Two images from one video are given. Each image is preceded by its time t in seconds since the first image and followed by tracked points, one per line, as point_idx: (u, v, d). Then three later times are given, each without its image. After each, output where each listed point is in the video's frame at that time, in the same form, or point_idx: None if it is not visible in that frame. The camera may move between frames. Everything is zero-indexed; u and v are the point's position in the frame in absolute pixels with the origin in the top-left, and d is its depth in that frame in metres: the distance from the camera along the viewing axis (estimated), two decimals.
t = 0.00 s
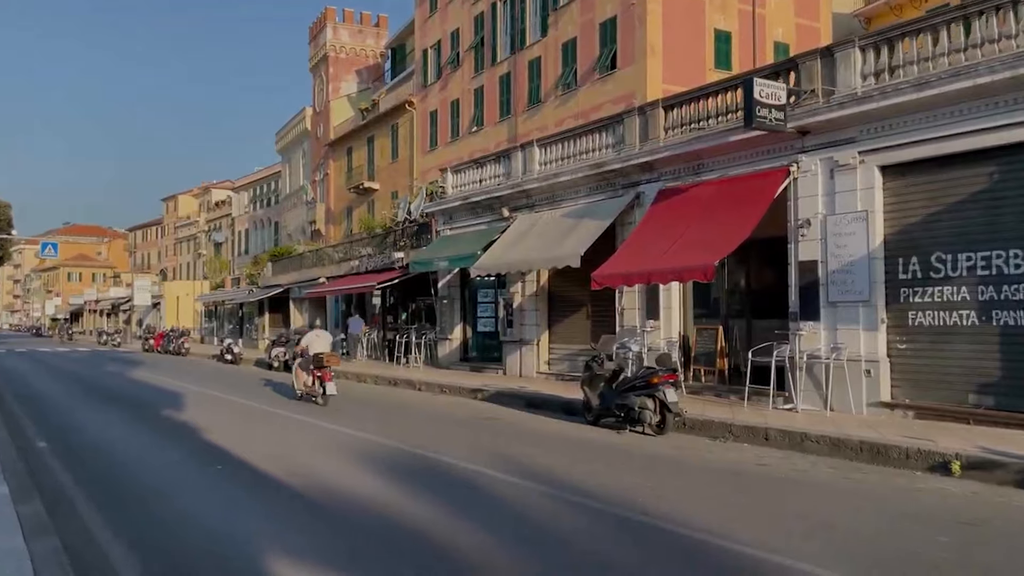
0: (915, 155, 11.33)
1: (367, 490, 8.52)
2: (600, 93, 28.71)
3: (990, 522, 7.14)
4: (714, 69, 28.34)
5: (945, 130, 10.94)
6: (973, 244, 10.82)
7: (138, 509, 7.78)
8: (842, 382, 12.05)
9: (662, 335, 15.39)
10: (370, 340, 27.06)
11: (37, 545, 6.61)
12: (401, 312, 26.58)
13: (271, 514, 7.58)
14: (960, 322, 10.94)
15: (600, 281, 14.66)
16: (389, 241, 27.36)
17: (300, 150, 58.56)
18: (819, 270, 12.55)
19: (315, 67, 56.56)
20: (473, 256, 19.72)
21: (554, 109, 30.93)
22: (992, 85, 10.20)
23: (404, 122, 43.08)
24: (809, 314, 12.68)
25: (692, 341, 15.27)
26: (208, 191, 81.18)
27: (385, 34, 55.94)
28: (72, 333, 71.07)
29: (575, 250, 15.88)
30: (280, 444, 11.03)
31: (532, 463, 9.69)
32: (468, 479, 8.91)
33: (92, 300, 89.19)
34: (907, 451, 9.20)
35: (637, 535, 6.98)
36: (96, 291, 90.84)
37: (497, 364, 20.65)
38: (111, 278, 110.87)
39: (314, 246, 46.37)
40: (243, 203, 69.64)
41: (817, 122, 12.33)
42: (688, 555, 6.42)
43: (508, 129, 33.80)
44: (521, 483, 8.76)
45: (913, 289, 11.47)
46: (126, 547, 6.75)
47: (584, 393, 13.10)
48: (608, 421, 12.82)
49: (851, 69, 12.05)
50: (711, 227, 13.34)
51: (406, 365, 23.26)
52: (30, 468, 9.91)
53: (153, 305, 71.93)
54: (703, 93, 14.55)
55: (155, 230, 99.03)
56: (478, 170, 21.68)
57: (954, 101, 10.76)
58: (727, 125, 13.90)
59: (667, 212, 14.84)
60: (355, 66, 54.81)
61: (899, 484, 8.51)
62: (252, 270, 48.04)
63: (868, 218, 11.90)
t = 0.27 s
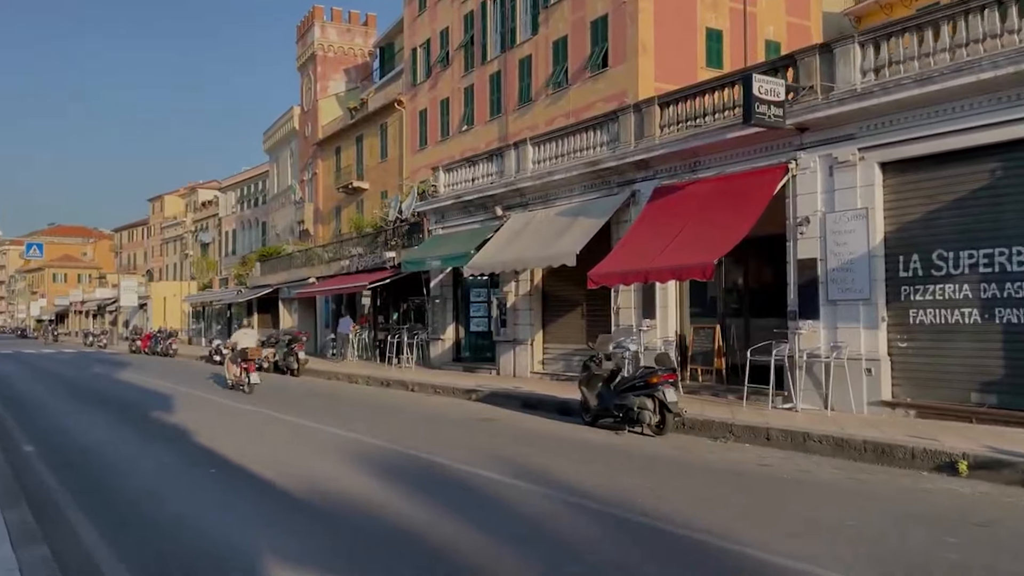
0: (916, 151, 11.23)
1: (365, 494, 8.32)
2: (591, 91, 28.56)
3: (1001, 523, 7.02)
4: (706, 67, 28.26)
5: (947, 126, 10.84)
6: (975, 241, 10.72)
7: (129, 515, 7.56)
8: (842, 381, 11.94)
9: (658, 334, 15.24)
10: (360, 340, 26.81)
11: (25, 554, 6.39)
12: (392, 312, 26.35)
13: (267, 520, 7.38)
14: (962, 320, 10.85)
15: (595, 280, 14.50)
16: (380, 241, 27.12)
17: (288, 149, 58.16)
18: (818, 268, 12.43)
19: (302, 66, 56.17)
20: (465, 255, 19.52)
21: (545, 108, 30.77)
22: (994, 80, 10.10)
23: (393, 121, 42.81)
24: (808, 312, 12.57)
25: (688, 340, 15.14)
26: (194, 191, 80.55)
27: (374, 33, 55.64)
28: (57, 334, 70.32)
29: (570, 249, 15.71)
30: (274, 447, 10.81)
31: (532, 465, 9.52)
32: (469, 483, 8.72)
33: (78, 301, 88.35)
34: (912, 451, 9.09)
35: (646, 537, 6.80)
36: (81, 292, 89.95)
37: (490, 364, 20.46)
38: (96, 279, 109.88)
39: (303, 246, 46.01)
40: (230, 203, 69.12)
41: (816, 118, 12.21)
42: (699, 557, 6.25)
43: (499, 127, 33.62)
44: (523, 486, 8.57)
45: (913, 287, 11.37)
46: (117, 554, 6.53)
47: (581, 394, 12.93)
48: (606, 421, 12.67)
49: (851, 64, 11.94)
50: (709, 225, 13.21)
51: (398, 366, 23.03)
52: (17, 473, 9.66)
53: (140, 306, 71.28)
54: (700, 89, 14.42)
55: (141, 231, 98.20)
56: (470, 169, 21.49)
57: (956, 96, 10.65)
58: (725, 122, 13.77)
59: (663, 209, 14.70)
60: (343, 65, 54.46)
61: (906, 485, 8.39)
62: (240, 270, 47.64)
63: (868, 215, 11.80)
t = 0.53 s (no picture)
0: (921, 149, 11.08)
1: (366, 500, 8.10)
2: (586, 92, 28.40)
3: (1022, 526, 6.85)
4: (701, 68, 28.14)
5: (953, 123, 10.70)
6: (983, 239, 10.58)
7: (123, 525, 7.31)
8: (848, 382, 11.78)
9: (658, 335, 15.02)
10: (355, 344, 26.54)
11: (14, 566, 6.14)
12: (387, 315, 26.10)
13: (266, 528, 7.15)
14: (970, 319, 10.70)
15: (595, 281, 14.31)
16: (374, 243, 26.87)
17: (279, 153, 57.84)
18: (822, 268, 12.27)
19: (294, 69, 55.87)
20: (462, 257, 19.30)
21: (539, 109, 30.60)
22: (1002, 75, 9.96)
23: (386, 124, 42.56)
24: (812, 312, 12.41)
25: (689, 342, 14.94)
26: (185, 195, 80.02)
27: (365, 36, 55.40)
28: (47, 340, 69.68)
29: (569, 249, 15.52)
30: (270, 453, 10.56)
31: (536, 470, 9.30)
32: (472, 488, 8.50)
33: (67, 307, 87.63)
34: (923, 452, 8.93)
35: (658, 543, 6.60)
36: (71, 298, 89.19)
37: (487, 367, 20.24)
38: (86, 285, 109.07)
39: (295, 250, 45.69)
40: (221, 207, 68.67)
41: (819, 116, 12.06)
42: (716, 562, 6.04)
43: (493, 129, 33.43)
44: (528, 492, 8.36)
45: (920, 286, 11.21)
46: (111, 565, 6.29)
47: (583, 396, 12.73)
48: (608, 424, 12.47)
49: (854, 61, 11.79)
50: (710, 225, 13.04)
51: (393, 369, 22.78)
52: (6, 481, 9.40)
53: (130, 311, 70.71)
54: (700, 88, 14.26)
55: (131, 236, 97.54)
56: (465, 170, 21.28)
57: (962, 92, 10.51)
58: (725, 120, 13.61)
59: (663, 210, 14.53)
60: (335, 68, 54.20)
61: (920, 487, 8.22)
62: (232, 274, 47.29)
63: (873, 214, 11.64)
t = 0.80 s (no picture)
0: (933, 156, 10.91)
1: (372, 519, 7.84)
2: (585, 102, 28.27)
3: None
4: (700, 77, 28.05)
5: (965, 130, 10.53)
6: (996, 248, 10.39)
7: (121, 547, 7.06)
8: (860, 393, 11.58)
9: (664, 346, 14.74)
10: (354, 356, 26.28)
11: None
12: (386, 327, 25.85)
13: (269, 549, 6.90)
14: (984, 329, 10.49)
15: (600, 292, 14.12)
16: (372, 255, 26.64)
17: (276, 164, 57.64)
18: (832, 277, 12.08)
19: (290, 81, 55.77)
20: (462, 268, 19.08)
21: (538, 119, 30.46)
22: (1015, 81, 9.79)
23: (383, 135, 42.43)
24: (822, 323, 12.21)
25: (695, 353, 14.71)
26: (181, 208, 79.75)
27: (362, 47, 55.36)
28: (41, 354, 69.21)
29: (572, 260, 15.31)
30: (270, 469, 10.30)
31: (545, 487, 9.05)
32: (480, 506, 8.25)
33: (62, 320, 87.13)
34: (942, 466, 8.72)
35: (677, 561, 6.35)
36: (66, 311, 88.69)
37: (488, 380, 19.96)
38: (81, 298, 108.55)
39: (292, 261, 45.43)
40: (217, 219, 68.41)
41: (827, 123, 11.89)
42: None
43: (491, 139, 33.29)
44: (538, 509, 8.11)
45: (932, 295, 11.02)
46: None
47: (589, 409, 12.51)
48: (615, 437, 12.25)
49: (862, 67, 11.63)
50: (717, 234, 12.85)
51: (393, 382, 22.52)
52: None
53: (126, 324, 70.28)
54: (704, 96, 14.10)
55: (126, 248, 97.14)
56: (465, 181, 21.10)
57: (974, 99, 10.34)
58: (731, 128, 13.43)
59: (668, 219, 14.35)
60: (331, 79, 54.10)
61: (941, 502, 7.99)
62: (228, 286, 47.01)
63: (884, 222, 11.46)
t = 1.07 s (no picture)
0: (951, 168, 10.72)
1: (385, 542, 7.58)
2: (589, 117, 28.18)
3: None
4: (704, 92, 27.98)
5: (984, 141, 10.34)
6: (1019, 260, 10.17)
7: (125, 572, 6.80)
8: (880, 410, 11.32)
9: (676, 362, 14.53)
10: (358, 374, 26.02)
11: None
12: (391, 345, 25.60)
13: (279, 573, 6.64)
14: (1007, 344, 10.25)
15: (611, 307, 13.91)
16: (376, 271, 26.44)
17: (278, 181, 57.60)
18: (849, 291, 11.86)
19: (292, 98, 55.84)
20: (469, 284, 18.86)
21: (542, 134, 30.37)
22: None
23: (386, 151, 42.37)
24: (839, 338, 11.98)
25: (708, 369, 14.49)
26: (183, 226, 79.67)
27: (364, 65, 55.48)
28: (42, 372, 68.88)
29: (582, 275, 15.10)
30: (278, 491, 10.03)
31: (561, 507, 8.78)
32: (496, 529, 7.97)
33: (63, 339, 86.83)
34: (971, 485, 8.45)
35: None
36: (67, 329, 88.41)
37: (496, 397, 19.70)
38: (82, 316, 108.27)
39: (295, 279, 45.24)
40: (219, 237, 68.30)
41: (842, 135, 11.71)
42: None
43: (494, 155, 33.21)
44: (557, 532, 7.83)
45: (953, 309, 10.79)
46: None
47: (603, 428, 12.25)
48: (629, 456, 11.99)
49: (877, 79, 11.46)
50: (731, 248, 12.65)
51: (399, 400, 22.25)
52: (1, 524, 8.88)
53: (127, 342, 69.99)
54: (715, 109, 13.94)
55: (128, 266, 97.00)
56: (471, 196, 20.94)
57: (994, 109, 10.16)
58: (742, 141, 13.26)
59: (680, 233, 14.15)
60: (333, 97, 54.16)
61: (973, 523, 7.72)
62: (230, 304, 46.79)
63: (902, 235, 11.25)
